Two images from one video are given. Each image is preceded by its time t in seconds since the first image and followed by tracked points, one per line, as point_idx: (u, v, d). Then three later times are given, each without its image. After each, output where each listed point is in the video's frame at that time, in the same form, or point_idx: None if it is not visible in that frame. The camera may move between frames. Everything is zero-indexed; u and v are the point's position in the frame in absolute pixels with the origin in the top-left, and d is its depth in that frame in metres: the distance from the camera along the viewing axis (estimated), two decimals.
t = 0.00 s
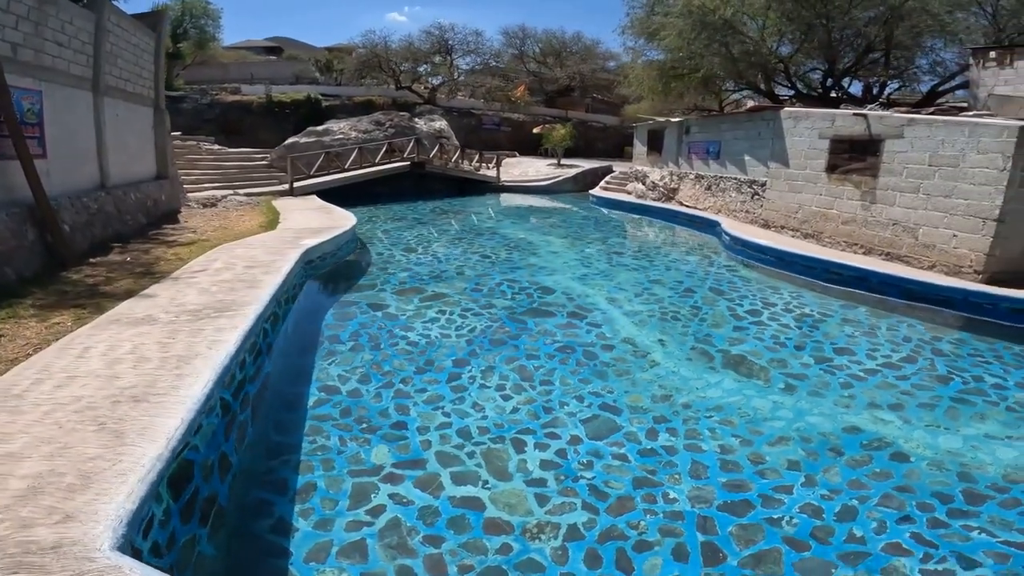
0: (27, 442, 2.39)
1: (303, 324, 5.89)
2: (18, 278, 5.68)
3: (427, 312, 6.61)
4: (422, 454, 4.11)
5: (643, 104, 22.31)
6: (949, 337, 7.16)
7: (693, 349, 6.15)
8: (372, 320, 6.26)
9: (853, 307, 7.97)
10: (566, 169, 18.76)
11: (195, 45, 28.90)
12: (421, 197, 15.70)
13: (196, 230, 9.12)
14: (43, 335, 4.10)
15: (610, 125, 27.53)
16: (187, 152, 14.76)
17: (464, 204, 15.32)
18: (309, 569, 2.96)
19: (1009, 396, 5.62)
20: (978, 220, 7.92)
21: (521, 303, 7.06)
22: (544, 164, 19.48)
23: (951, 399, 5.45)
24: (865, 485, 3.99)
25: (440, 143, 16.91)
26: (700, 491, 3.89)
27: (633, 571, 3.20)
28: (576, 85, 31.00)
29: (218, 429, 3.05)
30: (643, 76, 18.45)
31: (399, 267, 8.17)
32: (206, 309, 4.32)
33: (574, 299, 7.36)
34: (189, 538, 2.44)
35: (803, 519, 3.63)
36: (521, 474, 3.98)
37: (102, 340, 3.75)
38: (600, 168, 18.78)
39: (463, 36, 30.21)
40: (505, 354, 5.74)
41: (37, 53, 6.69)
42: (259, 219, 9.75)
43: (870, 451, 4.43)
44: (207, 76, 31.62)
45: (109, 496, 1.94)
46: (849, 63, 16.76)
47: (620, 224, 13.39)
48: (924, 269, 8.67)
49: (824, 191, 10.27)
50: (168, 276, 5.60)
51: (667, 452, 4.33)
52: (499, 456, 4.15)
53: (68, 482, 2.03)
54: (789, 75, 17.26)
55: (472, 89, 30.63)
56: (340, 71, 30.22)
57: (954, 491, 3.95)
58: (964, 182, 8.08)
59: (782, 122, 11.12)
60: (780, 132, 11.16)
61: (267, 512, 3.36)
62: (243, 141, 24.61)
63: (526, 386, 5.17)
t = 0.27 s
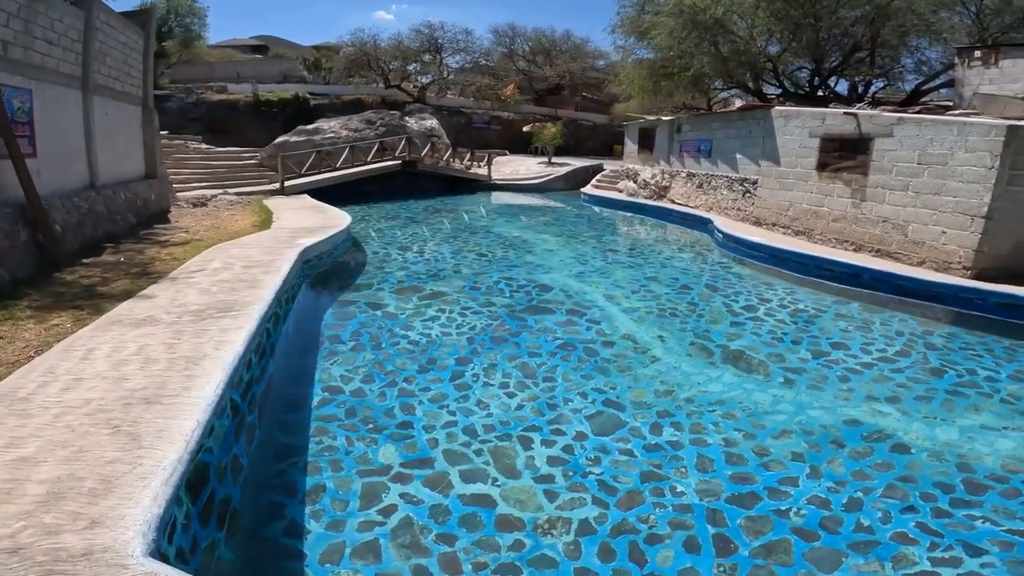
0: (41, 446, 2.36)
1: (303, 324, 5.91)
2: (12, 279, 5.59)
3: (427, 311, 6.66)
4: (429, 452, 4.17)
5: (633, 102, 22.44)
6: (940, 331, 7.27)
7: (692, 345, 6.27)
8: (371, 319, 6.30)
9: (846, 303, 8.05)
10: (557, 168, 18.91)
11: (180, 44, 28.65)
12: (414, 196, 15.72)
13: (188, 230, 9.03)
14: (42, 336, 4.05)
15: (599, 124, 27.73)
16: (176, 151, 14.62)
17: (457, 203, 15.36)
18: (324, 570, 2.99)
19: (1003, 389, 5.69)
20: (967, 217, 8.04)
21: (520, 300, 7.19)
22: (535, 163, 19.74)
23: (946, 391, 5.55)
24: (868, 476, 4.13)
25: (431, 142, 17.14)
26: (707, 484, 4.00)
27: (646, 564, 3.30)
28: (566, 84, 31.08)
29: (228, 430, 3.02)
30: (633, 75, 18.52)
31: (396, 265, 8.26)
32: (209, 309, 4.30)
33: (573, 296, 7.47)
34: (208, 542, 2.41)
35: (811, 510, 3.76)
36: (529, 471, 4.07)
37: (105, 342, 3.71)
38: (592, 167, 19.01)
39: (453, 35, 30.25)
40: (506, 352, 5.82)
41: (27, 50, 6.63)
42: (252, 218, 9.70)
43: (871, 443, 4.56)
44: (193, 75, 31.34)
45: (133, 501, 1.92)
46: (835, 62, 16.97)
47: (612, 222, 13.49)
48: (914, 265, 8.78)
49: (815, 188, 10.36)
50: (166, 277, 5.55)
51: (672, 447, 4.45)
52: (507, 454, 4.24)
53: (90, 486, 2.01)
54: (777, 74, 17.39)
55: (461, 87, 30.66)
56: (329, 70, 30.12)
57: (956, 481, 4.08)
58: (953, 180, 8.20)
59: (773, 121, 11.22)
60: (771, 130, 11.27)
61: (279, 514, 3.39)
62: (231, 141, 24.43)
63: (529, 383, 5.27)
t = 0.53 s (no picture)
0: (53, 451, 2.28)
1: (303, 325, 5.90)
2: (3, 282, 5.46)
3: (428, 310, 6.67)
4: (440, 453, 4.23)
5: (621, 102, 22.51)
6: (936, 325, 7.38)
7: (695, 341, 6.36)
8: (373, 319, 6.29)
9: (843, 298, 8.11)
10: (548, 168, 19.02)
11: (164, 44, 28.29)
12: (406, 196, 15.70)
13: (180, 230, 8.90)
14: (41, 340, 3.95)
15: (588, 124, 27.89)
16: (162, 152, 14.43)
17: (450, 203, 15.33)
18: None
19: (1004, 380, 5.90)
20: (959, 213, 8.13)
21: (521, 299, 7.24)
22: (526, 163, 19.89)
23: (948, 383, 5.75)
24: (881, 467, 4.28)
25: (423, 142, 17.25)
26: (721, 478, 4.11)
27: (666, 559, 3.39)
28: (555, 84, 31.11)
29: (242, 434, 2.96)
30: (623, 74, 18.55)
31: (393, 264, 8.27)
32: (211, 310, 4.23)
33: (573, 295, 7.54)
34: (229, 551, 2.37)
35: (828, 502, 3.88)
36: (542, 470, 4.15)
37: (108, 344, 3.62)
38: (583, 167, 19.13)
39: (442, 34, 30.22)
40: (511, 351, 5.88)
41: (16, 48, 6.52)
42: (245, 219, 9.60)
43: (880, 434, 4.73)
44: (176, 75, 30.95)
45: (158, 510, 1.86)
46: (822, 63, 17.13)
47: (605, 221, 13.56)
48: (906, 261, 8.86)
49: (807, 186, 10.42)
50: (163, 278, 5.44)
51: (683, 442, 4.55)
52: (518, 453, 4.32)
53: (110, 494, 1.94)
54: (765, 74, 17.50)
55: (449, 87, 30.62)
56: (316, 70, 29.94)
57: (967, 471, 4.26)
58: (945, 178, 8.29)
59: (765, 120, 11.29)
60: (763, 129, 11.34)
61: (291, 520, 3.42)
62: (216, 141, 24.18)
63: (536, 381, 5.35)
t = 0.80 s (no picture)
0: (76, 465, 2.21)
1: (308, 331, 5.88)
2: None
3: (432, 314, 6.66)
4: (456, 459, 4.28)
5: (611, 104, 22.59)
6: (936, 322, 7.46)
7: (702, 340, 6.42)
8: (378, 324, 6.27)
9: (843, 297, 8.18)
10: (540, 170, 19.06)
11: (149, 46, 27.98)
12: (400, 199, 15.65)
13: (175, 234, 8.77)
14: (44, 348, 3.84)
15: (578, 126, 28.01)
16: (152, 155, 14.23)
17: (444, 205, 15.28)
18: None
19: (1008, 373, 6.01)
20: (955, 213, 8.20)
21: (524, 301, 7.24)
22: (518, 165, 19.98)
23: (954, 378, 5.88)
24: (897, 463, 4.42)
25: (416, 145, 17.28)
26: (740, 476, 4.20)
27: (692, 558, 3.46)
28: (545, 86, 31.15)
29: (262, 443, 2.92)
30: (615, 76, 18.58)
31: (393, 268, 8.24)
32: (220, 316, 4.16)
33: (576, 296, 7.54)
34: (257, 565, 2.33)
35: (848, 498, 4.00)
36: (559, 472, 4.22)
37: (117, 352, 3.53)
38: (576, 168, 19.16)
39: (432, 37, 30.21)
40: (519, 353, 5.92)
41: (8, 48, 6.39)
42: (241, 223, 9.49)
43: (892, 430, 4.88)
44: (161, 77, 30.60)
45: (198, 525, 1.82)
46: (811, 64, 17.28)
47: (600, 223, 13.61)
48: (903, 260, 8.92)
49: (803, 187, 10.47)
50: (164, 283, 5.35)
51: (699, 441, 4.63)
52: (534, 456, 4.38)
53: (145, 509, 1.90)
54: (755, 75, 17.59)
55: (439, 89, 30.57)
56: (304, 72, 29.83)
57: (981, 465, 4.42)
58: (941, 178, 8.36)
59: (760, 121, 11.34)
60: (758, 131, 11.39)
61: (312, 530, 3.44)
62: (204, 144, 23.94)
63: (546, 384, 5.39)
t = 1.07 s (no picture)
0: (112, 478, 2.19)
1: (317, 337, 5.87)
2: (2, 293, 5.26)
3: (440, 319, 6.65)
4: (473, 465, 4.32)
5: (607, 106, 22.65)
6: (939, 324, 7.51)
7: (711, 344, 6.48)
8: (386, 330, 6.26)
9: (846, 300, 8.24)
10: (538, 173, 19.11)
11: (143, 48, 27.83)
12: (398, 202, 15.64)
13: (177, 239, 8.70)
14: (58, 357, 3.78)
15: (574, 128, 28.12)
16: (148, 158, 14.13)
17: (443, 208, 15.26)
18: None
19: (1011, 374, 6.06)
20: (956, 217, 8.26)
21: (531, 306, 7.24)
22: (515, 167, 20.03)
23: (961, 379, 5.92)
24: (912, 463, 4.47)
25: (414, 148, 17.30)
26: (758, 477, 4.24)
27: (716, 558, 3.50)
28: (541, 88, 31.20)
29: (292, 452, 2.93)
30: (612, 78, 18.61)
31: (398, 273, 8.23)
32: (236, 323, 4.14)
33: (583, 301, 7.55)
34: None
35: (866, 497, 4.04)
36: (577, 477, 4.27)
37: (135, 360, 3.49)
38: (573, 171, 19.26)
39: (428, 39, 30.22)
40: (530, 358, 5.93)
41: (10, 49, 6.32)
42: (243, 227, 9.45)
43: (905, 430, 4.91)
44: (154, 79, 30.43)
45: (248, 540, 1.85)
46: (807, 67, 17.36)
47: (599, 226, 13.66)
48: (904, 263, 8.96)
49: (804, 190, 10.52)
50: (172, 289, 5.31)
51: (714, 443, 4.68)
52: (551, 461, 4.42)
53: (191, 525, 1.91)
54: (752, 78, 17.64)
55: (435, 91, 30.56)
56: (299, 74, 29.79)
57: (994, 463, 4.47)
58: (942, 182, 8.42)
59: (760, 125, 11.39)
60: (758, 134, 11.44)
61: (337, 539, 3.45)
62: (199, 147, 23.84)
63: (559, 389, 5.43)
